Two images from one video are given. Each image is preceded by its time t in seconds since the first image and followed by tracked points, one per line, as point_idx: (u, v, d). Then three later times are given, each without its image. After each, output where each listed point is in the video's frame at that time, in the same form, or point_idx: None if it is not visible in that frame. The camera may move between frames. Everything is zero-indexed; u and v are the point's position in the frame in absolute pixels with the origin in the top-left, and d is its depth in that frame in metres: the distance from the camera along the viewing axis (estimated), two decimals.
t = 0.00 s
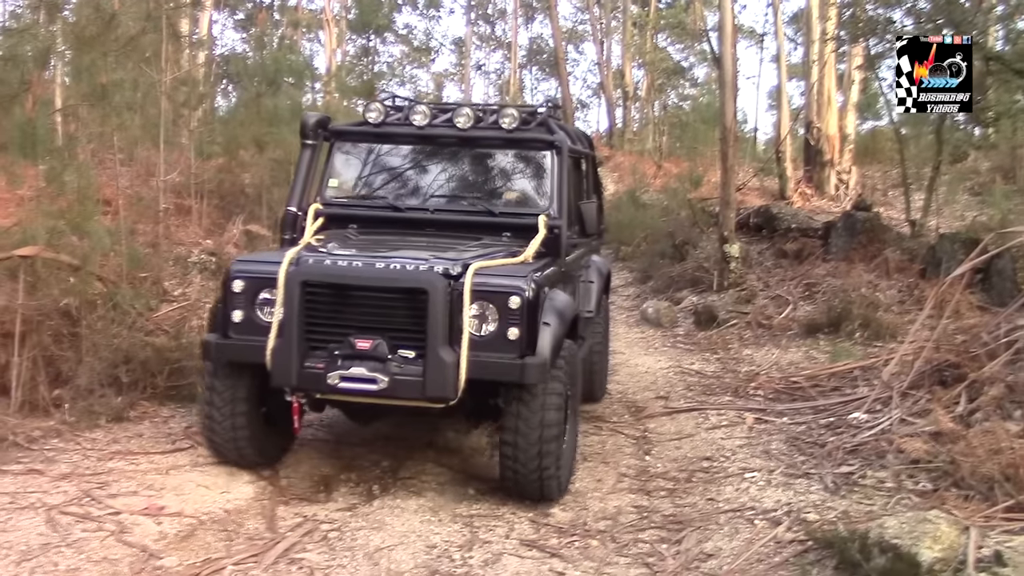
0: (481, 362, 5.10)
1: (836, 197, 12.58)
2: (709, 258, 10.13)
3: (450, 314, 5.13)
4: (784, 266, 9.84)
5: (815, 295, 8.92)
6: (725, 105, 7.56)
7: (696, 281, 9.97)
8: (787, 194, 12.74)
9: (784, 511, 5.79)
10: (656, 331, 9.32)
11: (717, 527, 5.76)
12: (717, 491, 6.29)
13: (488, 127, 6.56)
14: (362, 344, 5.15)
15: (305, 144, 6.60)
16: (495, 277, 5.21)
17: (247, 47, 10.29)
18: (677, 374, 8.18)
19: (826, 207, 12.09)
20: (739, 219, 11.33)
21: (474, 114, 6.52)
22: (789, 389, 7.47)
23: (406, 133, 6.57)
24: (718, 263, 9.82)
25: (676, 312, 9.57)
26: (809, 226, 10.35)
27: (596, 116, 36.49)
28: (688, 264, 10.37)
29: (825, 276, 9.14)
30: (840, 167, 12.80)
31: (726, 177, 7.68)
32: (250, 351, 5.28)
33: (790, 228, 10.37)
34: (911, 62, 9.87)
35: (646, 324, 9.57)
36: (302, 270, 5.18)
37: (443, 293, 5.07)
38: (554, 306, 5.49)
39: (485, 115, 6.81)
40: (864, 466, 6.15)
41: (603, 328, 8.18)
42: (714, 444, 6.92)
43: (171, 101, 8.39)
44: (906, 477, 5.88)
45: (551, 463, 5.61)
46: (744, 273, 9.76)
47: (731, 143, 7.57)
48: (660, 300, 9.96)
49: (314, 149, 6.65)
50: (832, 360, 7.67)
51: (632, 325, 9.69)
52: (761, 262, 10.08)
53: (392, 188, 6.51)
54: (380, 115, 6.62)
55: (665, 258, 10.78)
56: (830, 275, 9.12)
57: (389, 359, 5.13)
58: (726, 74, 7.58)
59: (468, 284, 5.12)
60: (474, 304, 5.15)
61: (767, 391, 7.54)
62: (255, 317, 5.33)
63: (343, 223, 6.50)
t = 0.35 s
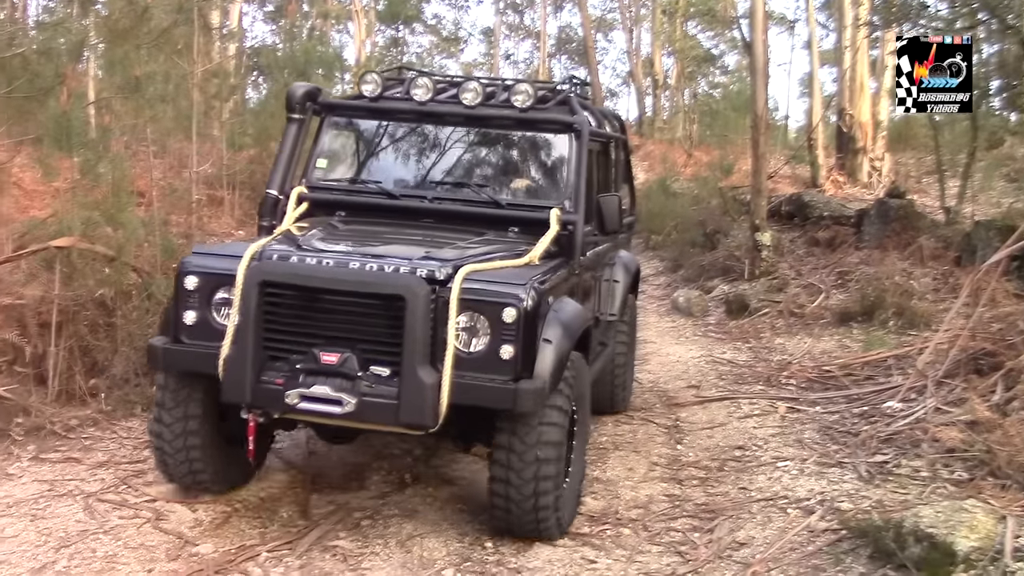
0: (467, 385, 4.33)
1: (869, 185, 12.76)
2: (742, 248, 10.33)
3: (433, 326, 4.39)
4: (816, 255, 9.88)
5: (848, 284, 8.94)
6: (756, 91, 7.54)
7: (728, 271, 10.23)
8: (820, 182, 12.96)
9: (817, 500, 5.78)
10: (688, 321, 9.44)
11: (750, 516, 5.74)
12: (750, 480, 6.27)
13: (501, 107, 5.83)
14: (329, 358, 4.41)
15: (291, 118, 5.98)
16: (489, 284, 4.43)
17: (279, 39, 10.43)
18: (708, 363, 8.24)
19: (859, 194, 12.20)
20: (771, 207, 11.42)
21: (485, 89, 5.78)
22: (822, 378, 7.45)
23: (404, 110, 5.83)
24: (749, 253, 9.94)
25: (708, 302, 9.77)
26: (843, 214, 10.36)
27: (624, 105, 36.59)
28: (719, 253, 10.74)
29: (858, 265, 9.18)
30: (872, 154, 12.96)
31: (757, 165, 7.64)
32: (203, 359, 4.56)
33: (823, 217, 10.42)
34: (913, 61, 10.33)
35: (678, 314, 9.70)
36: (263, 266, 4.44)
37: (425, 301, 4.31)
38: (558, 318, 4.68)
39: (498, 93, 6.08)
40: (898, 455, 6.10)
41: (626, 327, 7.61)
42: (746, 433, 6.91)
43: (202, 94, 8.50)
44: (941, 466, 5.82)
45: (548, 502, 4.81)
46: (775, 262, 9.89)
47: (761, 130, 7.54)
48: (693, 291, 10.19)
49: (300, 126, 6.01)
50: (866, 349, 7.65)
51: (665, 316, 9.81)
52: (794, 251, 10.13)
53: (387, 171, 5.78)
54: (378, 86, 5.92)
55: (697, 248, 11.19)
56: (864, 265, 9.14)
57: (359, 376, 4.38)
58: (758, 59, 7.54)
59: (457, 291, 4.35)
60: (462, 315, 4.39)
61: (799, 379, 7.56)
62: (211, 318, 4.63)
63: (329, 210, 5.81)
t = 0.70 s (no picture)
0: (433, 420, 3.54)
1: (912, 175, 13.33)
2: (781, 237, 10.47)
3: (393, 347, 3.64)
4: (858, 246, 9.89)
5: (888, 276, 8.93)
6: (797, 79, 7.45)
7: (767, 261, 10.26)
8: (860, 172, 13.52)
9: (857, 493, 5.73)
10: (725, 312, 9.47)
11: (789, 508, 5.71)
12: (789, 472, 6.23)
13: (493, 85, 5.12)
14: (269, 388, 3.68)
15: (256, 103, 5.38)
16: (463, 294, 3.66)
17: (317, 28, 10.48)
18: (746, 354, 8.22)
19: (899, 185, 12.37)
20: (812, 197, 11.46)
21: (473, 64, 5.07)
22: (862, 370, 7.39)
23: (387, 91, 5.18)
24: (788, 243, 9.96)
25: (745, 292, 9.83)
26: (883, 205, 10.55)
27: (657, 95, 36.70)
28: (758, 243, 10.85)
29: (900, 257, 9.17)
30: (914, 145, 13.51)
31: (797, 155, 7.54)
32: (124, 388, 3.84)
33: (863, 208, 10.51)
34: (912, 64, 12.46)
35: (716, 305, 9.76)
36: (189, 277, 3.71)
37: (383, 317, 3.54)
38: (549, 337, 3.86)
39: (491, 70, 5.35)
40: (941, 449, 6.03)
41: (646, 334, 6.98)
42: (784, 425, 6.87)
43: (241, 82, 8.53)
44: (985, 460, 5.73)
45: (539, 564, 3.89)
46: (815, 253, 9.83)
47: (802, 118, 7.46)
48: (731, 280, 10.30)
49: (267, 110, 5.39)
50: (907, 341, 7.59)
51: (703, 306, 9.87)
52: (834, 242, 10.18)
53: (366, 161, 5.16)
54: (355, 65, 5.26)
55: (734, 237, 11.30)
56: (905, 257, 9.13)
57: (302, 411, 3.63)
58: (799, 49, 7.49)
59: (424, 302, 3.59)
60: (427, 333, 3.62)
61: (839, 370, 7.51)
62: (136, 339, 3.90)
63: (301, 207, 5.22)
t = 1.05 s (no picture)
0: (394, 473, 2.86)
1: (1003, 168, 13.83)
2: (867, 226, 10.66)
3: (348, 382, 2.94)
4: (947, 239, 10.10)
5: (980, 270, 8.96)
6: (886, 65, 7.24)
7: (852, 252, 10.54)
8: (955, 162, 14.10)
9: (947, 490, 5.62)
10: (809, 303, 9.58)
11: (875, 504, 5.61)
12: (875, 467, 6.11)
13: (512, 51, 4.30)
14: (196, 429, 2.99)
15: (236, 78, 4.76)
16: (435, 315, 2.94)
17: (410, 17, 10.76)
18: (828, 346, 8.20)
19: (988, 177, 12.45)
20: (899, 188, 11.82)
21: (488, 25, 4.25)
22: (951, 366, 7.25)
23: (388, 60, 4.40)
24: (875, 235, 10.02)
25: (830, 284, 9.97)
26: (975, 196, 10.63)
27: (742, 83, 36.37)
28: (843, 235, 11.09)
29: (992, 248, 9.35)
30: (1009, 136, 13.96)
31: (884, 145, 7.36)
32: (37, 421, 3.23)
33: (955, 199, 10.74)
34: (909, 66, 14.37)
35: (798, 295, 9.91)
36: (102, 289, 3.04)
37: (330, 343, 2.85)
38: (551, 367, 3.11)
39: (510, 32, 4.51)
40: None
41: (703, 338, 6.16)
42: (870, 420, 6.74)
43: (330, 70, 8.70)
44: None
45: None
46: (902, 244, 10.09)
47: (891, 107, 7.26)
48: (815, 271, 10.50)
49: (251, 86, 4.78)
50: (999, 338, 7.45)
51: (784, 297, 10.03)
52: (922, 235, 10.39)
53: (361, 140, 4.40)
54: (352, 28, 4.48)
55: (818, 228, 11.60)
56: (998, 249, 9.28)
57: (233, 459, 2.93)
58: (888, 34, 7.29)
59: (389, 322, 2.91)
60: (391, 366, 2.92)
61: (928, 365, 7.39)
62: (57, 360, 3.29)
63: (288, 197, 4.48)
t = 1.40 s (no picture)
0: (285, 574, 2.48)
1: None
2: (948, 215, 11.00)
3: (223, 456, 2.51)
4: None
5: None
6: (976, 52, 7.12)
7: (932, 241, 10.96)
8: None
9: None
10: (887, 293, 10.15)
11: (953, 497, 5.92)
12: (954, 459, 6.35)
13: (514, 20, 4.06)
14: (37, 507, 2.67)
15: (190, 45, 4.71)
16: (344, 370, 2.51)
17: None
18: (906, 337, 8.58)
19: None
20: (983, 173, 11.66)
21: None
22: None
23: (373, 26, 4.17)
24: (955, 226, 10.34)
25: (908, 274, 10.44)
26: None
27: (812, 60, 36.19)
28: (922, 224, 11.39)
29: None
30: None
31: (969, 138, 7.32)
32: None
33: None
34: (910, 64, 14.75)
35: (874, 286, 10.52)
36: None
37: (193, 408, 2.48)
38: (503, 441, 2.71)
39: None
40: None
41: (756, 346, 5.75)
42: (949, 412, 6.95)
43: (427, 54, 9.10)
44: None
45: None
46: (985, 234, 10.31)
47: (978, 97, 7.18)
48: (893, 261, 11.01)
49: (199, 54, 4.71)
50: None
51: (861, 287, 10.62)
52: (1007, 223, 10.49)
53: (342, 125, 4.20)
54: None
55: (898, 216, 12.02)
56: None
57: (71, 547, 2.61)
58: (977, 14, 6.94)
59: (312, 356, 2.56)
60: (287, 438, 2.49)
61: (1010, 358, 7.68)
62: None
63: (233, 184, 4.34)
